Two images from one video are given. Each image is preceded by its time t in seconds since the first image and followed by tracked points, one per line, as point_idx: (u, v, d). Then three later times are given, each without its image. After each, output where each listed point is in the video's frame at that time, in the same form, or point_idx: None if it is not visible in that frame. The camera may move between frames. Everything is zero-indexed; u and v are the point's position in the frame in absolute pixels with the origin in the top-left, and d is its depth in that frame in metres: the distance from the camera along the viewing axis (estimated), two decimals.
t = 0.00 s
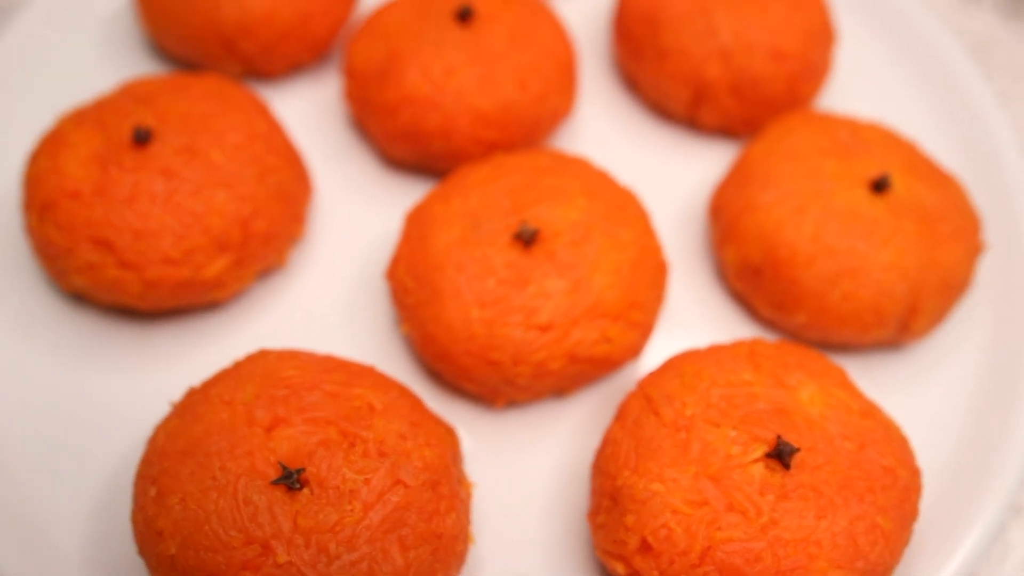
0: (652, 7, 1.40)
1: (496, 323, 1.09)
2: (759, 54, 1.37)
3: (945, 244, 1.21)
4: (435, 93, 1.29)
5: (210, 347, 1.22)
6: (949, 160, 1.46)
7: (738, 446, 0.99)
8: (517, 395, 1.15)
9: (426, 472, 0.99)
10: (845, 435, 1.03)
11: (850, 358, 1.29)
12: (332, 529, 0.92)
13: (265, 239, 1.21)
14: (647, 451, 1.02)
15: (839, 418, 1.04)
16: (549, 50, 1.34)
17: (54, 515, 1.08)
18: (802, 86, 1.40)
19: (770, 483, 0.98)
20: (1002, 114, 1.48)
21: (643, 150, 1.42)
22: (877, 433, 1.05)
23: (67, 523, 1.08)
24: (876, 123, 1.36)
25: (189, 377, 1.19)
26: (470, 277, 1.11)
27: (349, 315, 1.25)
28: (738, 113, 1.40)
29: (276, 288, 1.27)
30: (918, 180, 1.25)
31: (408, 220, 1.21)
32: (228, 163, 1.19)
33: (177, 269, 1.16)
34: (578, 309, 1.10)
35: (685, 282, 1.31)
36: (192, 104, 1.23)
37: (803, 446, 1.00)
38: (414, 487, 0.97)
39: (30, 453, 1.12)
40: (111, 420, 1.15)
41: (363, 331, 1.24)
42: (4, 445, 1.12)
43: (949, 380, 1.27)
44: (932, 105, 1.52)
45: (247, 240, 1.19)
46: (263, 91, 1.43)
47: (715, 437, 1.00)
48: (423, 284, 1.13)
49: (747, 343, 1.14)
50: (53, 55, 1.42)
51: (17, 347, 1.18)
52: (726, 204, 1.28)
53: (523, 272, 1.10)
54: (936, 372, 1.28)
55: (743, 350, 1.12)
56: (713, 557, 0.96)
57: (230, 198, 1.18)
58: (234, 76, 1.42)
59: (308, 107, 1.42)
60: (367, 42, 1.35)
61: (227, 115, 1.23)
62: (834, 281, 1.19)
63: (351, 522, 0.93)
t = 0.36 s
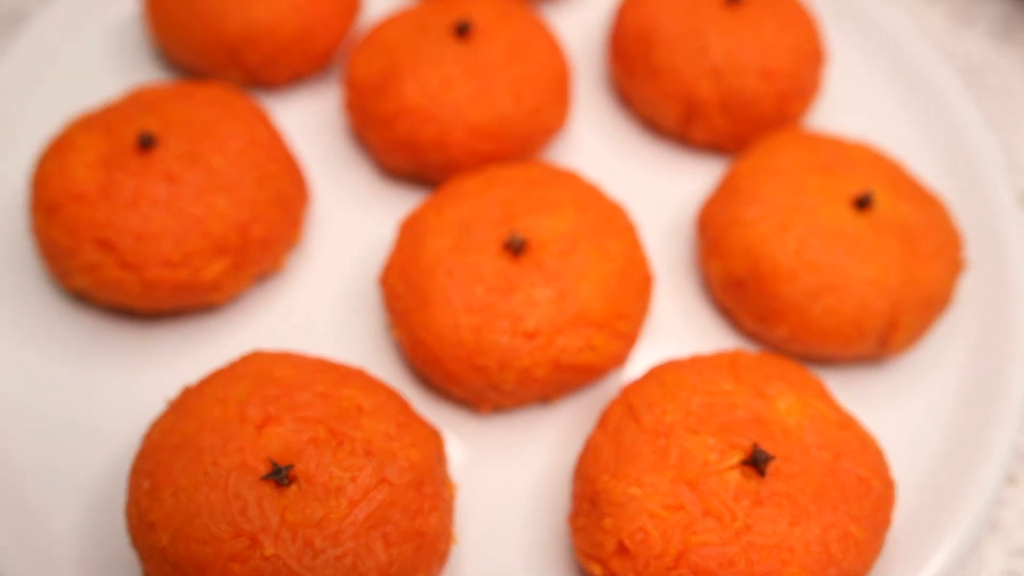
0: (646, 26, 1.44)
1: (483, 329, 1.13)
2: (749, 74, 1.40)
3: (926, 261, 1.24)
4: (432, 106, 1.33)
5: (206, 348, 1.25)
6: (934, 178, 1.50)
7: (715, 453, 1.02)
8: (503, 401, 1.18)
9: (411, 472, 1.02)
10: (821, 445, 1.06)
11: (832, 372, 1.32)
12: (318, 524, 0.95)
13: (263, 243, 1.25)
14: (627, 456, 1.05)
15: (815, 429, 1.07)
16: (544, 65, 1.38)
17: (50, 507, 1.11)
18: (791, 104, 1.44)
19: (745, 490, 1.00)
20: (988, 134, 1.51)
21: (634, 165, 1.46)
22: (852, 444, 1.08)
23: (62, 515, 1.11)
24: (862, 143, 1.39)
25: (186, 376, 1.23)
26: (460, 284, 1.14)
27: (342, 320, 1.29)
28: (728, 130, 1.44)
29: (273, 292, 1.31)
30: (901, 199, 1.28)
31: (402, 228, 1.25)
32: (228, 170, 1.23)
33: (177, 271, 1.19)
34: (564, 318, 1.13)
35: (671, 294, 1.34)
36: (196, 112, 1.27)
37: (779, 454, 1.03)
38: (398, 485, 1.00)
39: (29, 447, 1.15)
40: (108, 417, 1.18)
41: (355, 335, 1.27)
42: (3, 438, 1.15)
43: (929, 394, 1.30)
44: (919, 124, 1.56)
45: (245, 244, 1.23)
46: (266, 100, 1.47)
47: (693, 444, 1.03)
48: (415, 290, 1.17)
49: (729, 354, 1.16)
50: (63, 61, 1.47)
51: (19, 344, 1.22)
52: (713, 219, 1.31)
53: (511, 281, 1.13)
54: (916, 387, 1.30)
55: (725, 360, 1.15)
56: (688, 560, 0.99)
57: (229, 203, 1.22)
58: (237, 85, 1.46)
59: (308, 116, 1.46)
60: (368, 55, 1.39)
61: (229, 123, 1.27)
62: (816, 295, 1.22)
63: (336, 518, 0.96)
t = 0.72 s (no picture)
0: (639, 43, 1.49)
1: (477, 334, 1.17)
2: (738, 90, 1.45)
3: (907, 271, 1.28)
4: (430, 118, 1.37)
5: (209, 351, 1.29)
6: (919, 192, 1.54)
7: (698, 454, 1.06)
8: (496, 404, 1.22)
9: (405, 470, 1.06)
10: (801, 447, 1.09)
11: (815, 379, 1.35)
12: (314, 519, 0.99)
13: (266, 250, 1.29)
14: (613, 456, 1.09)
15: (796, 432, 1.11)
16: (539, 80, 1.43)
17: (55, 503, 1.15)
18: (779, 119, 1.48)
19: (727, 489, 1.04)
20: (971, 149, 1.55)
21: (626, 177, 1.50)
22: (832, 447, 1.12)
23: (67, 510, 1.15)
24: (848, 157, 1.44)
25: (189, 378, 1.27)
26: (455, 290, 1.18)
27: (341, 325, 1.33)
28: (717, 143, 1.48)
29: (274, 298, 1.35)
30: (884, 210, 1.32)
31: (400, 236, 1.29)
32: (233, 179, 1.27)
33: (182, 276, 1.24)
34: (554, 323, 1.17)
35: (660, 302, 1.38)
36: (202, 123, 1.31)
37: (760, 455, 1.07)
38: (392, 483, 1.04)
39: (37, 445, 1.19)
40: (114, 417, 1.22)
41: (353, 340, 1.32)
42: (13, 437, 1.19)
43: (911, 401, 1.34)
44: (905, 138, 1.60)
45: (248, 251, 1.27)
46: (270, 112, 1.52)
47: (677, 446, 1.07)
48: (411, 296, 1.21)
49: (714, 360, 1.20)
50: (74, 74, 1.52)
51: (28, 346, 1.26)
52: (701, 230, 1.35)
53: (504, 287, 1.17)
54: (898, 394, 1.34)
55: (710, 366, 1.19)
56: (670, 557, 1.02)
57: (234, 211, 1.26)
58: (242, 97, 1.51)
59: (311, 127, 1.50)
60: (369, 69, 1.44)
61: (234, 134, 1.32)
62: (799, 303, 1.26)
63: (332, 513, 1.00)
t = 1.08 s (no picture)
0: (630, 57, 1.54)
1: (471, 337, 1.21)
2: (727, 102, 1.50)
3: (888, 278, 1.32)
4: (428, 130, 1.42)
5: (213, 355, 1.34)
6: (903, 201, 1.59)
7: (684, 453, 1.10)
8: (490, 405, 1.26)
9: (401, 468, 1.10)
10: (784, 447, 1.13)
11: (800, 383, 1.40)
12: (314, 513, 1.03)
13: (269, 257, 1.34)
14: (602, 455, 1.13)
15: (779, 431, 1.15)
16: (534, 93, 1.48)
17: (65, 500, 1.19)
18: (766, 131, 1.53)
19: (711, 487, 1.08)
20: (954, 160, 1.60)
21: (617, 187, 1.55)
22: (814, 446, 1.16)
23: (77, 507, 1.19)
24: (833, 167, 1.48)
25: (193, 381, 1.31)
26: (451, 295, 1.23)
27: (340, 330, 1.37)
28: (706, 155, 1.53)
29: (276, 304, 1.40)
30: (867, 219, 1.36)
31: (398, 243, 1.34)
32: (237, 188, 1.32)
33: (188, 282, 1.28)
34: (546, 327, 1.22)
35: (650, 308, 1.42)
36: (208, 135, 1.36)
37: (744, 454, 1.11)
38: (389, 480, 1.08)
39: (47, 445, 1.23)
40: (120, 418, 1.26)
41: (353, 344, 1.36)
42: (24, 437, 1.24)
43: (893, 404, 1.38)
44: (889, 150, 1.65)
45: (252, 258, 1.32)
46: (273, 124, 1.57)
47: (664, 445, 1.11)
48: (409, 301, 1.25)
49: (700, 363, 1.25)
50: (83, 88, 1.57)
51: (38, 350, 1.31)
52: (689, 238, 1.40)
53: (498, 293, 1.22)
54: (881, 397, 1.38)
55: (696, 368, 1.23)
56: (656, 552, 1.06)
57: (238, 220, 1.31)
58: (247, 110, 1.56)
59: (313, 139, 1.55)
60: (369, 83, 1.49)
61: (239, 146, 1.36)
62: (784, 309, 1.30)
63: (332, 508, 1.04)
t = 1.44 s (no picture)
0: (622, 71, 1.60)
1: (466, 341, 1.26)
2: (715, 115, 1.55)
3: (870, 283, 1.37)
4: (425, 142, 1.47)
5: (218, 359, 1.39)
6: (888, 210, 1.63)
7: (670, 451, 1.14)
8: (485, 407, 1.30)
9: (399, 465, 1.14)
10: (767, 445, 1.17)
11: (787, 386, 1.44)
12: (314, 508, 1.07)
13: (272, 265, 1.39)
14: (592, 454, 1.18)
15: (762, 431, 1.19)
16: (528, 107, 1.53)
17: (75, 499, 1.24)
18: (753, 142, 1.58)
19: (696, 483, 1.12)
20: (936, 170, 1.65)
21: (609, 197, 1.60)
22: (796, 445, 1.20)
23: (87, 505, 1.24)
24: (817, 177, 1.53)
25: (199, 384, 1.36)
26: (446, 300, 1.28)
27: (341, 335, 1.42)
28: (696, 165, 1.58)
29: (279, 310, 1.45)
30: (850, 227, 1.41)
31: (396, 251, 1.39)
32: (241, 198, 1.37)
33: (194, 289, 1.33)
34: (538, 331, 1.27)
35: (641, 314, 1.47)
36: (214, 147, 1.42)
37: (728, 452, 1.15)
38: (387, 477, 1.12)
39: (59, 446, 1.28)
40: (128, 420, 1.31)
41: (353, 349, 1.41)
42: (36, 438, 1.28)
43: (877, 406, 1.42)
44: (874, 160, 1.70)
45: (256, 266, 1.37)
46: (276, 138, 1.62)
47: (651, 443, 1.16)
48: (406, 307, 1.30)
49: (687, 366, 1.29)
50: (93, 103, 1.63)
51: (49, 355, 1.36)
52: (678, 246, 1.45)
53: (491, 298, 1.27)
54: (865, 399, 1.42)
55: (684, 371, 1.27)
56: (644, 546, 1.10)
57: (242, 228, 1.36)
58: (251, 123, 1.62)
59: (315, 151, 1.61)
60: (369, 97, 1.55)
61: (243, 158, 1.42)
62: (768, 313, 1.35)
63: (331, 503, 1.08)
